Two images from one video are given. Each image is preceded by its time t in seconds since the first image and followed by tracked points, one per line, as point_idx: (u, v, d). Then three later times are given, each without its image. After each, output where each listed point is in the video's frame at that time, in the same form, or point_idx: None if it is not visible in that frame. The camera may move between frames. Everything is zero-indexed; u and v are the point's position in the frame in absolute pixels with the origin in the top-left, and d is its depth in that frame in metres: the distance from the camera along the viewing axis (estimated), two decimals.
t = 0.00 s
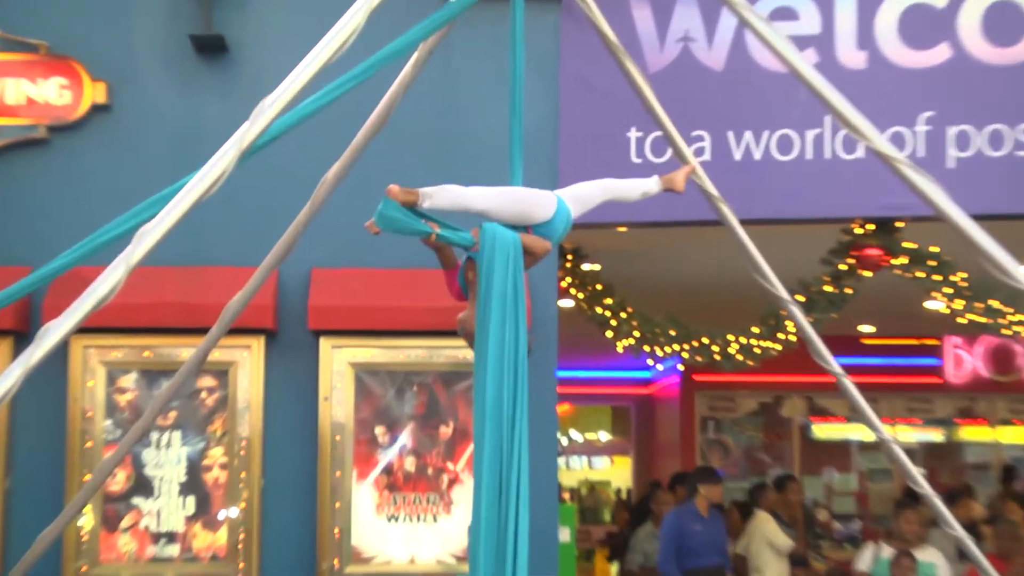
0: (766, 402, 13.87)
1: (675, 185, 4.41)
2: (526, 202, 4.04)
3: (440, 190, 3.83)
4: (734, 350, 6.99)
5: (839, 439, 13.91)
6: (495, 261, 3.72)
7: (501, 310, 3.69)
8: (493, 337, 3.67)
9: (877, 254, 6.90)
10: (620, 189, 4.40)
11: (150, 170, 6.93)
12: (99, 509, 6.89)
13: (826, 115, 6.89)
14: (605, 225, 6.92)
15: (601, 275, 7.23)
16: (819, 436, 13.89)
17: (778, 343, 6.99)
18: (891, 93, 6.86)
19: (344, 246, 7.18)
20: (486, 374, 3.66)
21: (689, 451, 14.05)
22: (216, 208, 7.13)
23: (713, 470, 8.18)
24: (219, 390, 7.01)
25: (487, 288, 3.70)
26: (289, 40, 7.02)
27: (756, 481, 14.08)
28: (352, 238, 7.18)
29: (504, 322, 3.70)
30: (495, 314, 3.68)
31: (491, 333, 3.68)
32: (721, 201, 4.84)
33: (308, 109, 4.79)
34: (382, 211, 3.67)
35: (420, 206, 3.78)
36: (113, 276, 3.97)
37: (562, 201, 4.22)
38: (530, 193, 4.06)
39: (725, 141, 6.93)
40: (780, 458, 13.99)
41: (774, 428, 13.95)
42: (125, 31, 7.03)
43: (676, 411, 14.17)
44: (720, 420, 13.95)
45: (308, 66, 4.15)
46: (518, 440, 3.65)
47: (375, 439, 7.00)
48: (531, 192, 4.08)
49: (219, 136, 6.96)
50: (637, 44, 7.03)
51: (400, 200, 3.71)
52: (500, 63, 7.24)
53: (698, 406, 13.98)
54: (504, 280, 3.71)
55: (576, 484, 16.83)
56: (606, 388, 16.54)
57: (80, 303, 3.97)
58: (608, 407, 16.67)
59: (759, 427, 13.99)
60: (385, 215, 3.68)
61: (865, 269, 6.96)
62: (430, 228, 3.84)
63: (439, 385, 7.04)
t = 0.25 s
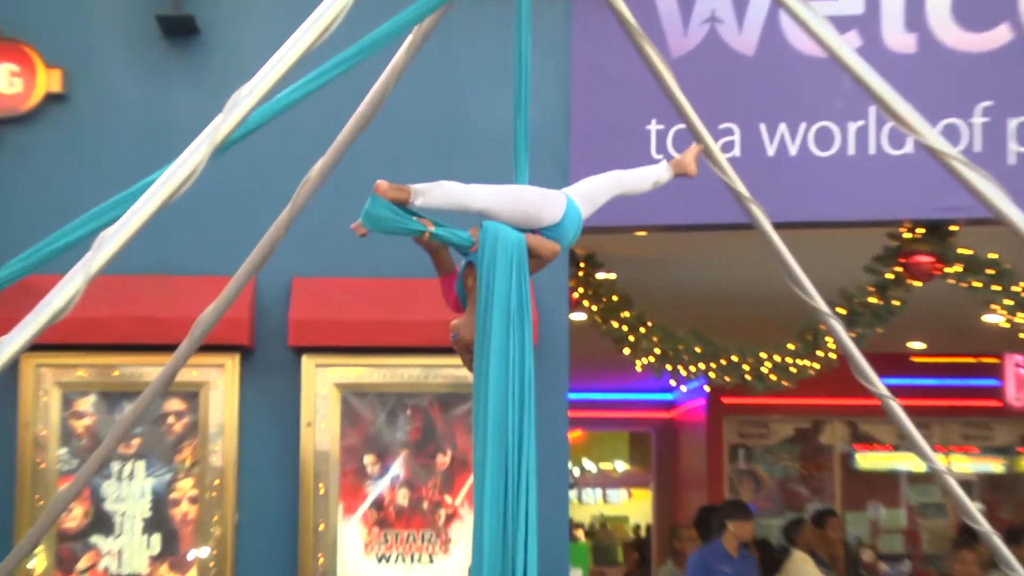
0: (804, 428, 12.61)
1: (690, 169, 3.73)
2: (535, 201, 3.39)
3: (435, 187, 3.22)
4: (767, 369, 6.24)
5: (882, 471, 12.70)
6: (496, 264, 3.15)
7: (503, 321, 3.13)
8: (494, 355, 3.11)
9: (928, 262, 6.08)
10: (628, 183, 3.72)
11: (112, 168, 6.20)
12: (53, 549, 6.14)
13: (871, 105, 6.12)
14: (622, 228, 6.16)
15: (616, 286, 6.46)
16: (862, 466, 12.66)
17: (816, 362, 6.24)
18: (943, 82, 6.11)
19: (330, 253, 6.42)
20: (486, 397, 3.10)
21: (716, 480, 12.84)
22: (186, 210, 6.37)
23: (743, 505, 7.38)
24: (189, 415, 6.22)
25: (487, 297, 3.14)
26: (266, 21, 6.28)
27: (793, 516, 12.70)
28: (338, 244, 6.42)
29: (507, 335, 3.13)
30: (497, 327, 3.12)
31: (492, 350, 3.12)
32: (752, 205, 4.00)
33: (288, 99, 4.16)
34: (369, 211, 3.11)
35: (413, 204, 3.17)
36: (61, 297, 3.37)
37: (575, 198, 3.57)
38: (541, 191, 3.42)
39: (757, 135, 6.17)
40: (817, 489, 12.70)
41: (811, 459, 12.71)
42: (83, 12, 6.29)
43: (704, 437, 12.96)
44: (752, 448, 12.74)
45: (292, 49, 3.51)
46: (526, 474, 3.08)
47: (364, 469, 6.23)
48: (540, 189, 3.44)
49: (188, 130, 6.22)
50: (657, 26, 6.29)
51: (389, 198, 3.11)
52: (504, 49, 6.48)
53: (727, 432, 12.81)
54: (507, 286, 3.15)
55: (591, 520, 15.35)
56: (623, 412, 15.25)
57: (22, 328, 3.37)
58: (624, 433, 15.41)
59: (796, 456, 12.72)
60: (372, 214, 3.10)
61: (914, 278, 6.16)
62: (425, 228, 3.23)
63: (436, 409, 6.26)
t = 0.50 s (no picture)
0: (840, 457, 11.09)
1: (685, 135, 3.43)
2: (530, 198, 3.10)
3: (415, 191, 2.94)
4: (798, 392, 5.51)
5: (926, 505, 11.12)
6: (486, 262, 2.92)
7: (495, 324, 2.91)
8: (486, 361, 2.88)
9: (979, 273, 5.34)
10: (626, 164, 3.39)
11: (67, 165, 5.61)
12: None
13: (915, 95, 5.47)
14: (635, 234, 5.50)
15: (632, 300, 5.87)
16: (906, 501, 11.10)
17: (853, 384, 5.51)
18: (996, 69, 5.44)
19: (311, 259, 5.73)
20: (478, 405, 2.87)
21: (743, 519, 11.09)
22: (150, 213, 5.72)
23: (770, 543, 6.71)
24: (151, 443, 5.56)
25: (478, 297, 2.92)
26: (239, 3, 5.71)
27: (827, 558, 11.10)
28: (320, 251, 5.74)
29: (501, 339, 2.90)
30: (489, 329, 2.90)
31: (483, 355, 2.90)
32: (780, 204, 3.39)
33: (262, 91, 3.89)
34: (344, 221, 2.80)
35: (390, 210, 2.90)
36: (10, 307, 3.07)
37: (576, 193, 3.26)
38: (536, 188, 3.13)
39: (787, 130, 5.52)
40: (856, 520, 11.13)
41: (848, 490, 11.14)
42: None
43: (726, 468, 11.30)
44: (782, 480, 11.13)
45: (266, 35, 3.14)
46: (523, 487, 2.85)
47: (347, 503, 5.56)
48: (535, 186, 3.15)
49: (151, 122, 5.63)
50: (674, 8, 5.63)
51: (363, 204, 2.83)
52: (506, 34, 5.83)
53: (754, 462, 11.15)
54: (498, 286, 2.93)
55: (599, 561, 13.88)
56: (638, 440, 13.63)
57: None
58: (639, 464, 13.86)
59: (831, 489, 11.17)
60: (346, 226, 2.81)
61: (964, 291, 5.42)
62: (407, 232, 2.90)
63: (427, 436, 5.60)
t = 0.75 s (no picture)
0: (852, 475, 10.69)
1: (651, 104, 3.52)
2: (526, 201, 3.00)
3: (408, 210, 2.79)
4: (810, 407, 5.33)
5: (943, 526, 10.62)
6: (484, 273, 2.77)
7: (493, 340, 2.75)
8: (483, 379, 2.73)
9: (997, 283, 5.17)
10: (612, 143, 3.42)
11: (54, 172, 5.44)
12: None
13: (931, 100, 5.29)
14: (641, 243, 5.32)
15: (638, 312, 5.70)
16: (920, 519, 10.62)
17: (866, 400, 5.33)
18: (1015, 73, 5.26)
19: (306, 270, 5.56)
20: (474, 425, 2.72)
21: (752, 538, 10.65)
22: (140, 221, 5.54)
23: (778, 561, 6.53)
24: (141, 460, 5.38)
25: (475, 311, 2.76)
26: (232, 5, 5.55)
27: None
28: (315, 262, 5.56)
29: (498, 356, 2.75)
30: (486, 346, 2.75)
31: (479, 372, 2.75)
32: (791, 214, 3.14)
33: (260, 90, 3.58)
34: (336, 242, 2.64)
35: (384, 231, 2.74)
36: None
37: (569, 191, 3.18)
38: (529, 191, 3.03)
39: (799, 135, 5.33)
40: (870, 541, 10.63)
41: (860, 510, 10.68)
42: None
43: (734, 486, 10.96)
44: (793, 498, 10.73)
45: (261, 36, 2.97)
46: (519, 512, 2.70)
47: (344, 522, 5.39)
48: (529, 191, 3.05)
49: (142, 127, 5.46)
50: (682, 9, 5.44)
51: (354, 223, 2.68)
52: (507, 37, 5.66)
53: (763, 479, 10.76)
54: (496, 299, 2.77)
55: None
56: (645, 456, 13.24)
57: None
58: (645, 481, 13.37)
59: (844, 507, 10.72)
60: (339, 248, 2.64)
61: (981, 302, 5.25)
62: (403, 251, 2.77)
63: (427, 452, 5.43)
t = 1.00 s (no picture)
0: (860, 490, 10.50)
1: (598, 64, 3.32)
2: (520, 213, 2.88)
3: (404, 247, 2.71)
4: (818, 421, 5.21)
5: (955, 540, 10.38)
6: (484, 302, 2.67)
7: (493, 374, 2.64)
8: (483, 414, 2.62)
9: (1008, 295, 5.05)
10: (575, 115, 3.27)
11: (44, 181, 5.33)
12: None
13: (940, 108, 5.18)
14: (645, 253, 5.19)
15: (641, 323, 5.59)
16: (930, 535, 10.40)
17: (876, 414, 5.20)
18: None
19: (302, 280, 5.43)
20: (473, 464, 2.61)
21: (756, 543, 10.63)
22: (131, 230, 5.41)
23: None
24: (133, 475, 5.26)
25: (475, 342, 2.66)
26: (226, 9, 5.43)
27: None
28: (311, 272, 5.44)
29: (499, 391, 2.64)
30: (485, 379, 2.64)
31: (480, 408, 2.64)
32: (798, 223, 3.01)
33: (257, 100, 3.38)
34: (335, 292, 2.63)
35: (383, 274, 2.67)
36: None
37: (567, 192, 3.03)
38: (524, 204, 2.91)
39: (805, 143, 5.22)
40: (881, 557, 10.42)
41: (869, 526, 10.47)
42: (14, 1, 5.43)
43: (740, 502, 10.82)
44: (800, 513, 10.58)
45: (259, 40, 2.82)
46: (520, 560, 2.57)
47: (341, 538, 5.26)
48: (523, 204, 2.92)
49: (134, 135, 5.35)
50: (686, 14, 5.32)
51: (349, 268, 2.64)
52: (508, 42, 5.55)
53: (769, 494, 10.68)
54: (497, 330, 2.66)
55: None
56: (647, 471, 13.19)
57: None
58: (649, 496, 13.26)
59: (852, 523, 10.52)
60: (339, 297, 2.63)
61: (992, 314, 5.13)
62: (407, 291, 2.68)
63: (426, 466, 5.31)
